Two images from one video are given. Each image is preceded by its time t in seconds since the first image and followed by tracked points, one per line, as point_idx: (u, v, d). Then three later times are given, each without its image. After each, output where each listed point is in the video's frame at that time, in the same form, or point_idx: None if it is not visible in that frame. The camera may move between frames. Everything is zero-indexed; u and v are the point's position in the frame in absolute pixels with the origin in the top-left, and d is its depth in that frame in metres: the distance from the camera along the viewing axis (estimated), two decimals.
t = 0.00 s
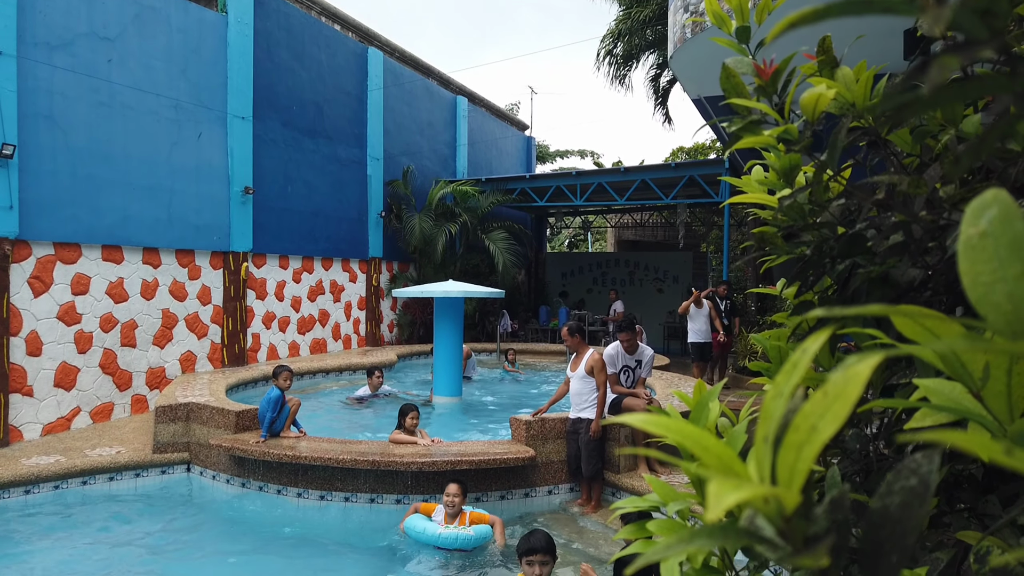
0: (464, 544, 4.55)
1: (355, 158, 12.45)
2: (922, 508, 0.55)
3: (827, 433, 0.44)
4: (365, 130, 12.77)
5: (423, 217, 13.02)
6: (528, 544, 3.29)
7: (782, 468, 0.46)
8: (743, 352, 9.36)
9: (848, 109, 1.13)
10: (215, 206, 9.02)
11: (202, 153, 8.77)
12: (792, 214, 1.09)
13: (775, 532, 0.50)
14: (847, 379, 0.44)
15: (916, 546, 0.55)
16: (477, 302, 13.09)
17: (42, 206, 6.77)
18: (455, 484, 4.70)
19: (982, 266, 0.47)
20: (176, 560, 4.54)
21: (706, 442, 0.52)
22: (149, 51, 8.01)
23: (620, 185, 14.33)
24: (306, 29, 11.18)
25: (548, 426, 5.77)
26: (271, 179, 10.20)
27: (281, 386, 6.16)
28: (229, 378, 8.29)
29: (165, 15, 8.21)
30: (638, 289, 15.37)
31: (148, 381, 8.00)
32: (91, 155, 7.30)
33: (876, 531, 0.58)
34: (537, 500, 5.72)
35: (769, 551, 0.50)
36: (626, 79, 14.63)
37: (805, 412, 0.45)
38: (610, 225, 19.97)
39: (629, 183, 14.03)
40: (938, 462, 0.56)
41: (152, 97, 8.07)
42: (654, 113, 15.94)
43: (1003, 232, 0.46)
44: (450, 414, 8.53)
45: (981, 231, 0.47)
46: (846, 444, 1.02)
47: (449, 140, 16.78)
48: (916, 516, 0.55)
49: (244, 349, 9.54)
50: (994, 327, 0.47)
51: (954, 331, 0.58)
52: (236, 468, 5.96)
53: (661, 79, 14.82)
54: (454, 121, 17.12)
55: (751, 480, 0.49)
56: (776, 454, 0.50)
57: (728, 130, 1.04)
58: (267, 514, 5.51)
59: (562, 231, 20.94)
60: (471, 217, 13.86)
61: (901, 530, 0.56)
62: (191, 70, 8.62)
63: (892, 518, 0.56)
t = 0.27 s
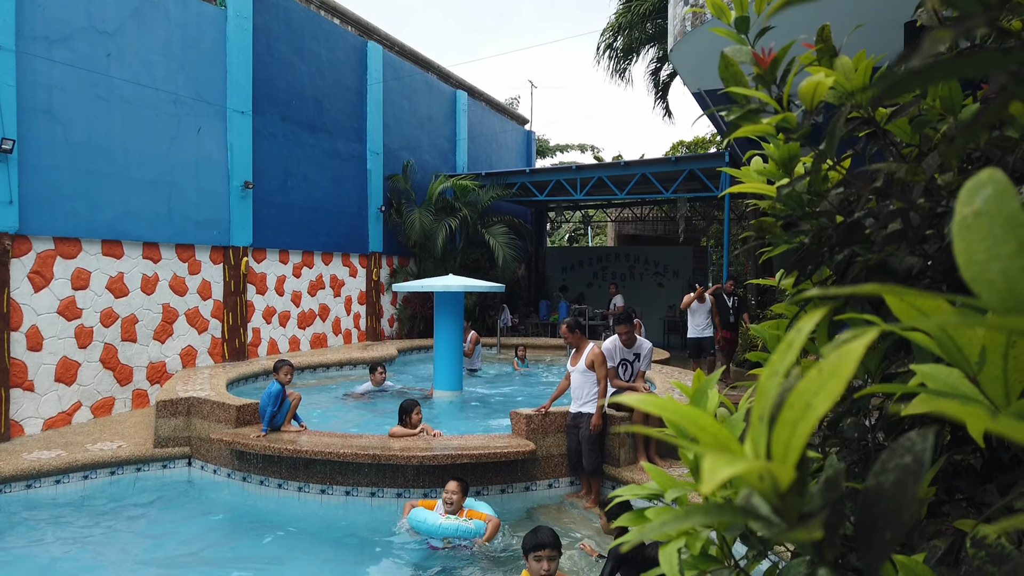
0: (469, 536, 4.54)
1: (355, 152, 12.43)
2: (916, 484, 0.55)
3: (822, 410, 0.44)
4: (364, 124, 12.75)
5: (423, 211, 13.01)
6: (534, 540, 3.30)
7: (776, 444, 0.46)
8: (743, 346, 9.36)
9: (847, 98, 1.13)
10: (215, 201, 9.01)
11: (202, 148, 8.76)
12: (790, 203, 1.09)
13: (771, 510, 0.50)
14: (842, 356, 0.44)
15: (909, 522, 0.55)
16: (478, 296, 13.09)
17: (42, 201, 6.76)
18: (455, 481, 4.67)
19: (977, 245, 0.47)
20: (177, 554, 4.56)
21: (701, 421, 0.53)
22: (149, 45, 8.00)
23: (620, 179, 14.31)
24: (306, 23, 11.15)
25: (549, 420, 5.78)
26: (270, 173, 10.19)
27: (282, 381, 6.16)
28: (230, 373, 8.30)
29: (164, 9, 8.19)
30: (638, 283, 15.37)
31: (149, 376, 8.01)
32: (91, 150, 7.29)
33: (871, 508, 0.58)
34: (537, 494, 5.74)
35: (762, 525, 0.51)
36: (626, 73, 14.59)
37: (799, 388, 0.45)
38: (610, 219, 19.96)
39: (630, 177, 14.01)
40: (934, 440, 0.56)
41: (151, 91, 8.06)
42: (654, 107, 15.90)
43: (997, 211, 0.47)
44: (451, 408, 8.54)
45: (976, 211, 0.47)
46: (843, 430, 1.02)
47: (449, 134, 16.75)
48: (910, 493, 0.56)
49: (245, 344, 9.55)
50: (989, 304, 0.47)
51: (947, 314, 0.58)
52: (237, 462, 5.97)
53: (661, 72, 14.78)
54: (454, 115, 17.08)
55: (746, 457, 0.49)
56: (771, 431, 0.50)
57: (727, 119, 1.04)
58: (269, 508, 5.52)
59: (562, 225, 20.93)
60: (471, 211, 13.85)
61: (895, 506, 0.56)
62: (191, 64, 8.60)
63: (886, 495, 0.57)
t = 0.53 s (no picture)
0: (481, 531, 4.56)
1: (354, 146, 12.41)
2: (921, 458, 0.55)
3: (828, 383, 0.44)
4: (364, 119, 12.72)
5: (423, 205, 13.00)
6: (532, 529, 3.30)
7: (781, 418, 0.46)
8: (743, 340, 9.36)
9: (849, 86, 1.12)
10: (215, 196, 9.00)
11: (201, 142, 8.74)
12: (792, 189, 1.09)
13: (776, 486, 0.50)
14: (847, 330, 0.44)
15: (915, 497, 0.55)
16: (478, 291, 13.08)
17: (42, 196, 6.74)
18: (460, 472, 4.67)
19: (983, 219, 0.47)
20: (179, 548, 4.56)
21: (705, 397, 0.53)
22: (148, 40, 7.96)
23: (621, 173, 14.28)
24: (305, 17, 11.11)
25: (550, 414, 5.78)
26: (270, 168, 10.17)
27: (282, 375, 6.16)
28: (230, 367, 8.30)
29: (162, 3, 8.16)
30: (638, 278, 15.36)
31: (149, 370, 8.01)
32: (90, 145, 7.27)
33: (875, 484, 0.58)
34: (538, 488, 5.74)
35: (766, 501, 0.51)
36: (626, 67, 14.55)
37: (805, 361, 0.45)
38: (611, 214, 19.94)
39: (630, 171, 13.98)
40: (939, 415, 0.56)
41: (150, 86, 8.03)
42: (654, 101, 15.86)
43: (1004, 185, 0.47)
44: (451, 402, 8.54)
45: (982, 184, 0.47)
46: (845, 415, 1.02)
47: (448, 129, 16.73)
48: (915, 467, 0.55)
49: (245, 339, 9.55)
50: (995, 278, 0.47)
51: (951, 294, 0.58)
52: (238, 456, 5.98)
53: (661, 66, 14.74)
54: (453, 109, 17.05)
55: (751, 433, 0.49)
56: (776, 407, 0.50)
57: (729, 105, 1.04)
58: (270, 503, 5.52)
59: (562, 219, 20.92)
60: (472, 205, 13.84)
61: (900, 482, 0.56)
62: (190, 59, 8.57)
63: (891, 471, 0.57)
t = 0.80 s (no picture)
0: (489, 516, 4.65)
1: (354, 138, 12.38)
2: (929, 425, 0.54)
3: (835, 348, 0.43)
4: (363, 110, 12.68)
5: (423, 197, 12.98)
6: (533, 520, 3.30)
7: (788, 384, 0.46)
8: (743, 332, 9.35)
9: (853, 68, 1.11)
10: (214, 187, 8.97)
11: (200, 134, 8.71)
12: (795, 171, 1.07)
13: (782, 454, 0.50)
14: (855, 294, 0.43)
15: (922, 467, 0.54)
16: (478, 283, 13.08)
17: (40, 188, 6.72)
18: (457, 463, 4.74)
19: (992, 183, 0.46)
20: (179, 539, 4.57)
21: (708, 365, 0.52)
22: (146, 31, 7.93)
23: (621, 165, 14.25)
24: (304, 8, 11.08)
25: (549, 406, 5.78)
26: (269, 160, 10.14)
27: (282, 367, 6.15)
28: (230, 359, 8.29)
29: None
30: (638, 270, 15.35)
31: (149, 362, 8.01)
32: (88, 136, 7.24)
33: (881, 454, 0.57)
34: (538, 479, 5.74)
35: (769, 469, 0.50)
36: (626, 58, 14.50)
37: (813, 327, 0.45)
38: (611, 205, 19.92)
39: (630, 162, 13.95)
40: (946, 385, 0.55)
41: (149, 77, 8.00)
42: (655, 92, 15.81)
43: (1014, 149, 0.46)
44: (451, 394, 8.54)
45: (991, 149, 0.46)
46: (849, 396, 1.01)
47: (448, 120, 16.68)
48: (923, 434, 0.54)
49: (245, 331, 9.54)
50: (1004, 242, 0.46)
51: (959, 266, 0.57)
52: (238, 448, 5.98)
53: (662, 57, 14.69)
54: (453, 101, 16.99)
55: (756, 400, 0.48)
56: (780, 375, 0.49)
57: (731, 86, 1.03)
58: (270, 494, 5.53)
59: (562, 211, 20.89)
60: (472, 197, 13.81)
61: (907, 450, 0.55)
62: (188, 50, 8.53)
63: (897, 439, 0.56)
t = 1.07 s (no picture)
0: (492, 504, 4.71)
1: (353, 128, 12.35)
2: (931, 391, 0.56)
3: (838, 310, 0.44)
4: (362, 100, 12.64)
5: (423, 187, 12.97)
6: (539, 505, 3.30)
7: (790, 347, 0.47)
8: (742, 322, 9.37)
9: (853, 50, 1.12)
10: (213, 177, 8.96)
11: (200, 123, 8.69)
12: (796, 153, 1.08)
13: (782, 420, 0.51)
14: (858, 258, 0.44)
15: (923, 432, 0.55)
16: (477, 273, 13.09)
17: (39, 177, 6.71)
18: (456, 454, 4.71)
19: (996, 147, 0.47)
20: (180, 527, 4.60)
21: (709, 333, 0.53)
22: (144, 19, 7.89)
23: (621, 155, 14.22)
24: None
25: (549, 395, 5.79)
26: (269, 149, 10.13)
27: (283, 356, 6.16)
28: (230, 348, 8.31)
29: None
30: (638, 260, 15.37)
31: (149, 352, 8.03)
32: (87, 126, 7.23)
33: (882, 420, 0.58)
34: (538, 467, 5.77)
35: (771, 434, 0.52)
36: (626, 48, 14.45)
37: (814, 291, 0.46)
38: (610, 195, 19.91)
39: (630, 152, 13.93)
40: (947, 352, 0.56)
41: (147, 66, 7.97)
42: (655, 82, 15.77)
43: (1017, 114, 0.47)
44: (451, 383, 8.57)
45: (994, 115, 0.47)
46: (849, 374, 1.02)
47: (448, 110, 16.64)
48: (924, 399, 0.56)
49: (245, 321, 9.56)
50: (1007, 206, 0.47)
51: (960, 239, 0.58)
52: (239, 436, 6.00)
53: (662, 46, 14.64)
54: (453, 90, 16.94)
55: (756, 364, 0.50)
56: (783, 340, 0.50)
57: (731, 68, 1.03)
58: (272, 481, 5.56)
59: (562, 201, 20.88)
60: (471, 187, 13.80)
61: (907, 416, 0.56)
62: (187, 39, 8.50)
63: (899, 405, 0.57)
